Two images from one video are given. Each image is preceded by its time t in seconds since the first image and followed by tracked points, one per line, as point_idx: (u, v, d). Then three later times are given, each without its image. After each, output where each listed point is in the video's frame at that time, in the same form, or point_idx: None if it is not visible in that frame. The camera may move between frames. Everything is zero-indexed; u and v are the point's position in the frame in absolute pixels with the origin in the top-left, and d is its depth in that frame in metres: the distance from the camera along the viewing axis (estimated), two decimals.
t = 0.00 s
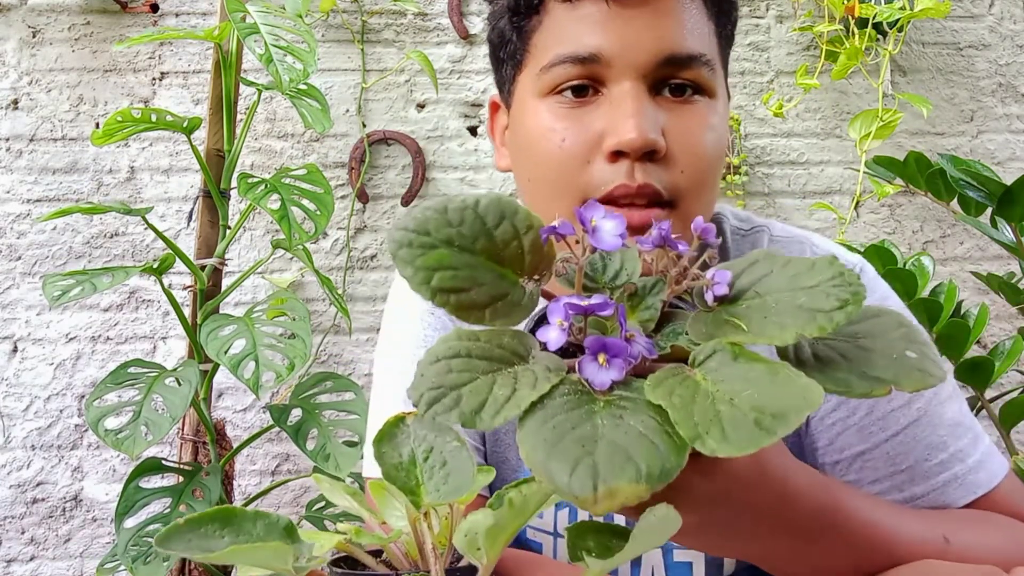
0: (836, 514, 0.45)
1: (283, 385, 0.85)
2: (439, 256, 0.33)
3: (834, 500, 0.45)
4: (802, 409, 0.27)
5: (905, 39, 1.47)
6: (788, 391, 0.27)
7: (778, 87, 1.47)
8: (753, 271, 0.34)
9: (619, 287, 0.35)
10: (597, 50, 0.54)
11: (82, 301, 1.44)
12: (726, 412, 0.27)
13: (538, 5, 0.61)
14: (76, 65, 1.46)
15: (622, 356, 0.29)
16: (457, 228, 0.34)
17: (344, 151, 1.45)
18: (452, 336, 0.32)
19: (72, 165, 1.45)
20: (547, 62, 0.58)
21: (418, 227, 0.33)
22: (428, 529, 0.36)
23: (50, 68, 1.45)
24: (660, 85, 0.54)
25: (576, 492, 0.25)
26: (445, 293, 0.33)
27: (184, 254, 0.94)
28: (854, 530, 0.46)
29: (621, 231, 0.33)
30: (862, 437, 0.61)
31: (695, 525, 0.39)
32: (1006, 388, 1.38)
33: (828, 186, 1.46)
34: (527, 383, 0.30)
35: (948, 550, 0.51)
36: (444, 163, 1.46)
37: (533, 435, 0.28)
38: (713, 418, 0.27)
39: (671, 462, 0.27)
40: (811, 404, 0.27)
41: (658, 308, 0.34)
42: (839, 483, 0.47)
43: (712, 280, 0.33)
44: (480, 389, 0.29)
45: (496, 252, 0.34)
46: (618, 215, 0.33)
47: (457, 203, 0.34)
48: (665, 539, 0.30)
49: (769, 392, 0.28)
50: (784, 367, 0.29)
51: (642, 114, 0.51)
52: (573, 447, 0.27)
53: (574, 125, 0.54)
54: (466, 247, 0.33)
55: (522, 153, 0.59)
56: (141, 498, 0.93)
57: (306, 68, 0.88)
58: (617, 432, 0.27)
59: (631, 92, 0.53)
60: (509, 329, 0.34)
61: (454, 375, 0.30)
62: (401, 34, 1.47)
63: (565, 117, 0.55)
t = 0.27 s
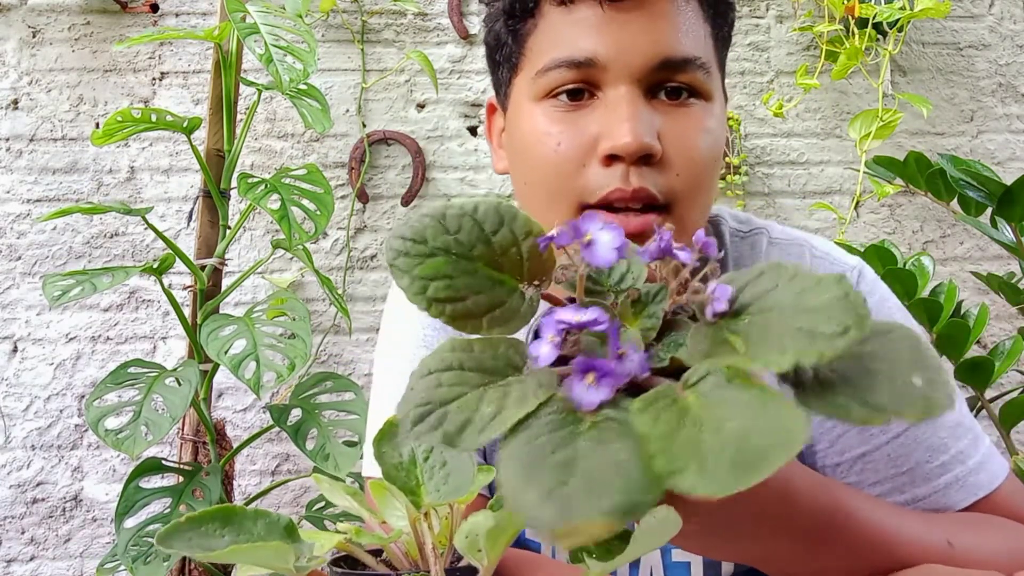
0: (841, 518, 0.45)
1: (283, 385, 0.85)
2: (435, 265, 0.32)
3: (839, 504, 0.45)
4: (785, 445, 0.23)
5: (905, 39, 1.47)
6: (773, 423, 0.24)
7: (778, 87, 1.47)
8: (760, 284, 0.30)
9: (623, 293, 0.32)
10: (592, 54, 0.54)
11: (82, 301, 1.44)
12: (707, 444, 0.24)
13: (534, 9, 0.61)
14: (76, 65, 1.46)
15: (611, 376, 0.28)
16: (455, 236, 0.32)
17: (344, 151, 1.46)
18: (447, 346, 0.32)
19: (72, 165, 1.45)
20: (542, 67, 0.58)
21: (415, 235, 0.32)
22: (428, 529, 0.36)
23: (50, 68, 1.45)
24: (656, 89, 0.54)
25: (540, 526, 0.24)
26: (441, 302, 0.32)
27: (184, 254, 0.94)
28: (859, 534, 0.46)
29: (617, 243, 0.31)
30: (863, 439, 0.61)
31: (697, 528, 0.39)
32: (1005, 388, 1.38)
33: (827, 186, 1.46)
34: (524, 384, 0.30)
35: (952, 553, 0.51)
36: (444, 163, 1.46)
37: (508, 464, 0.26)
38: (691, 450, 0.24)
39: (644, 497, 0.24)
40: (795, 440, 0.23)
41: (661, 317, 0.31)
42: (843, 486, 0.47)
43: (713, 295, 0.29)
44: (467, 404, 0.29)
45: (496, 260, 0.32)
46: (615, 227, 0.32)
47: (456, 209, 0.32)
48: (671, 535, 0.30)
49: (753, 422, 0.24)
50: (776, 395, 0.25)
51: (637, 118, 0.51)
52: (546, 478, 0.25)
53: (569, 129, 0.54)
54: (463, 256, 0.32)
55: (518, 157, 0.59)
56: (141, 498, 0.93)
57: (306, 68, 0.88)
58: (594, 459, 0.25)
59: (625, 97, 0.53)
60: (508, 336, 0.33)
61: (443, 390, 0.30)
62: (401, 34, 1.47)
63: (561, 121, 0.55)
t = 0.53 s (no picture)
0: (850, 522, 0.45)
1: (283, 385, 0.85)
2: (459, 241, 0.32)
3: (847, 509, 0.45)
4: (746, 481, 0.24)
5: (905, 39, 1.47)
6: (740, 456, 0.25)
7: (778, 87, 1.47)
8: (784, 300, 0.30)
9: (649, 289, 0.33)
10: (594, 55, 0.54)
11: (82, 301, 1.44)
12: (678, 463, 0.25)
13: (536, 10, 0.61)
14: (76, 65, 1.46)
15: (599, 378, 0.28)
16: (483, 216, 0.32)
17: (344, 151, 1.46)
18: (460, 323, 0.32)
19: (71, 165, 1.45)
20: (543, 68, 0.58)
21: (445, 210, 0.32)
22: (428, 531, 0.36)
23: (50, 68, 1.45)
24: (657, 89, 0.54)
25: (497, 513, 0.25)
26: (461, 278, 0.32)
27: (184, 254, 0.94)
28: (867, 539, 0.46)
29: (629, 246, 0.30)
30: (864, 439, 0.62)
31: (703, 530, 0.39)
32: (1005, 388, 1.38)
33: (827, 186, 1.46)
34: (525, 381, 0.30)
35: (958, 560, 0.51)
36: (444, 163, 1.46)
37: (487, 445, 0.27)
38: (659, 465, 0.25)
39: (603, 503, 0.25)
40: (757, 478, 0.24)
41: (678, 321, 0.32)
42: (853, 491, 0.47)
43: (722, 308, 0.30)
44: (458, 389, 0.30)
45: (521, 243, 0.32)
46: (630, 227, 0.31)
47: (488, 188, 0.32)
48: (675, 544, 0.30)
49: (725, 453, 0.25)
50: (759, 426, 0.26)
51: (638, 119, 0.51)
52: (519, 466, 0.26)
53: (570, 130, 0.54)
54: (488, 236, 0.32)
55: (519, 158, 0.59)
56: (141, 498, 0.93)
57: (307, 68, 0.88)
58: (567, 459, 0.26)
59: (627, 97, 0.53)
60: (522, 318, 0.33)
61: (443, 367, 0.31)
62: (401, 34, 1.47)
63: (562, 122, 0.55)
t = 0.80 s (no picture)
0: (856, 523, 0.44)
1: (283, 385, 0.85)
2: (472, 235, 0.33)
3: (854, 510, 0.44)
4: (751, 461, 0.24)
5: (905, 39, 1.47)
6: (745, 437, 0.25)
7: (778, 87, 1.47)
8: (797, 287, 0.31)
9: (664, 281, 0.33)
10: (602, 56, 0.54)
11: (82, 301, 1.44)
12: (685, 445, 0.25)
13: (543, 13, 0.61)
14: (76, 65, 1.46)
15: (608, 364, 0.29)
16: (496, 211, 0.33)
17: (344, 151, 1.46)
18: (471, 317, 0.33)
19: (72, 165, 1.45)
20: (550, 69, 0.58)
21: (459, 204, 0.33)
22: (429, 534, 0.36)
23: (50, 68, 1.45)
24: (664, 91, 0.54)
25: (504, 492, 0.26)
26: (473, 272, 0.32)
27: (184, 254, 0.94)
28: (872, 539, 0.46)
29: (640, 234, 0.31)
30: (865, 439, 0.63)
31: (713, 534, 0.38)
32: (1005, 388, 1.38)
33: (827, 187, 1.46)
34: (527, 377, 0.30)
35: (962, 561, 0.51)
36: (444, 163, 1.46)
37: (496, 429, 0.28)
38: (666, 448, 0.25)
39: (608, 483, 0.26)
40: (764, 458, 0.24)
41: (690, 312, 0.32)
42: (860, 493, 0.47)
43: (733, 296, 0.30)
44: (470, 374, 0.30)
45: (533, 237, 0.33)
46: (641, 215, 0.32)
47: (501, 184, 0.34)
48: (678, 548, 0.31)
49: (730, 435, 0.25)
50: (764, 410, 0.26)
51: (646, 120, 0.51)
52: (526, 448, 0.27)
53: (578, 131, 0.54)
54: (500, 230, 0.33)
55: (526, 159, 0.59)
56: (141, 498, 0.93)
57: (307, 68, 0.88)
58: (575, 441, 0.27)
59: (634, 99, 0.53)
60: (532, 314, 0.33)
61: (456, 357, 0.31)
62: (401, 34, 1.47)
63: (570, 123, 0.55)
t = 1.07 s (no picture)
0: (857, 524, 0.44)
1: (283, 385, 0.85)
2: (460, 259, 0.30)
3: (854, 511, 0.44)
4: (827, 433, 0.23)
5: (905, 39, 1.47)
6: (814, 412, 0.24)
7: (778, 87, 1.47)
8: (795, 275, 0.32)
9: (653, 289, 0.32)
10: (602, 59, 0.54)
11: (82, 301, 1.44)
12: (752, 432, 0.23)
13: (544, 14, 0.61)
14: (76, 65, 1.46)
15: (644, 367, 0.27)
16: (481, 230, 0.30)
17: (344, 151, 1.46)
18: (473, 346, 0.29)
19: (72, 165, 1.45)
20: (550, 71, 0.58)
21: (441, 226, 0.30)
22: (430, 534, 0.36)
23: (50, 68, 1.45)
24: (664, 93, 0.54)
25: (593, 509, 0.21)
26: (468, 297, 0.30)
27: (184, 254, 0.94)
28: (873, 540, 0.45)
29: (644, 237, 0.31)
30: (866, 436, 0.62)
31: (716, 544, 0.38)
32: (1005, 388, 1.38)
33: (827, 187, 1.46)
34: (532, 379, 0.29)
35: (962, 561, 0.50)
36: (444, 163, 1.46)
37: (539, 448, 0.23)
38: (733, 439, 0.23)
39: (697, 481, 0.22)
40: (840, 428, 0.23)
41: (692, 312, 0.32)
42: (860, 494, 0.46)
43: (744, 286, 0.31)
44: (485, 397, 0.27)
45: (525, 256, 0.31)
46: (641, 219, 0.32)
47: (481, 204, 0.31)
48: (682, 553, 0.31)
49: (791, 416, 0.24)
50: (810, 387, 0.25)
51: (646, 122, 0.50)
52: (587, 460, 0.22)
53: (578, 134, 0.54)
54: (490, 250, 0.30)
55: (526, 161, 0.59)
56: (141, 498, 0.93)
57: (306, 68, 0.88)
58: (642, 444, 0.23)
59: (634, 101, 0.53)
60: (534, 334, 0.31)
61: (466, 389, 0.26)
62: (401, 34, 1.47)
63: (569, 126, 0.55)
